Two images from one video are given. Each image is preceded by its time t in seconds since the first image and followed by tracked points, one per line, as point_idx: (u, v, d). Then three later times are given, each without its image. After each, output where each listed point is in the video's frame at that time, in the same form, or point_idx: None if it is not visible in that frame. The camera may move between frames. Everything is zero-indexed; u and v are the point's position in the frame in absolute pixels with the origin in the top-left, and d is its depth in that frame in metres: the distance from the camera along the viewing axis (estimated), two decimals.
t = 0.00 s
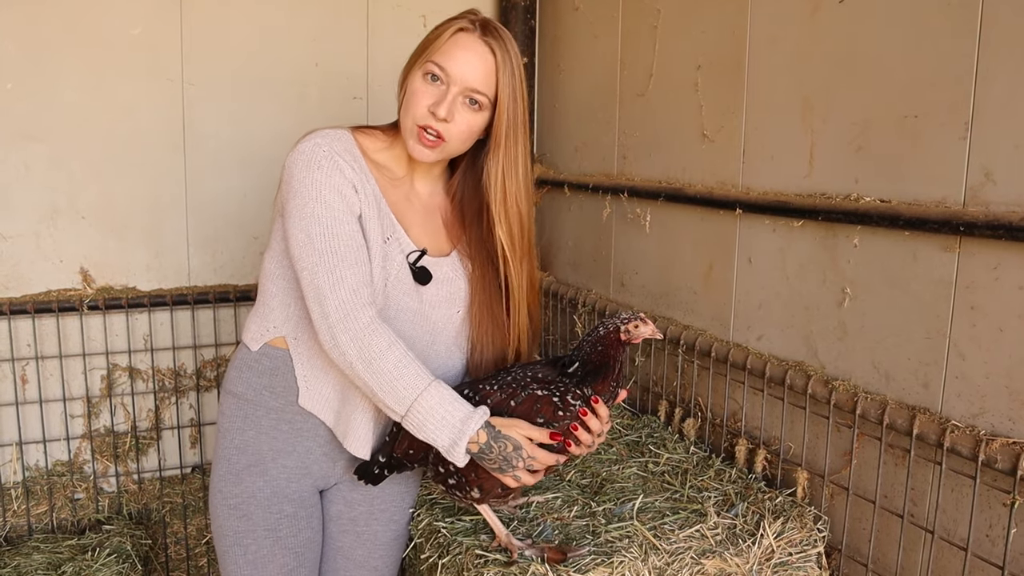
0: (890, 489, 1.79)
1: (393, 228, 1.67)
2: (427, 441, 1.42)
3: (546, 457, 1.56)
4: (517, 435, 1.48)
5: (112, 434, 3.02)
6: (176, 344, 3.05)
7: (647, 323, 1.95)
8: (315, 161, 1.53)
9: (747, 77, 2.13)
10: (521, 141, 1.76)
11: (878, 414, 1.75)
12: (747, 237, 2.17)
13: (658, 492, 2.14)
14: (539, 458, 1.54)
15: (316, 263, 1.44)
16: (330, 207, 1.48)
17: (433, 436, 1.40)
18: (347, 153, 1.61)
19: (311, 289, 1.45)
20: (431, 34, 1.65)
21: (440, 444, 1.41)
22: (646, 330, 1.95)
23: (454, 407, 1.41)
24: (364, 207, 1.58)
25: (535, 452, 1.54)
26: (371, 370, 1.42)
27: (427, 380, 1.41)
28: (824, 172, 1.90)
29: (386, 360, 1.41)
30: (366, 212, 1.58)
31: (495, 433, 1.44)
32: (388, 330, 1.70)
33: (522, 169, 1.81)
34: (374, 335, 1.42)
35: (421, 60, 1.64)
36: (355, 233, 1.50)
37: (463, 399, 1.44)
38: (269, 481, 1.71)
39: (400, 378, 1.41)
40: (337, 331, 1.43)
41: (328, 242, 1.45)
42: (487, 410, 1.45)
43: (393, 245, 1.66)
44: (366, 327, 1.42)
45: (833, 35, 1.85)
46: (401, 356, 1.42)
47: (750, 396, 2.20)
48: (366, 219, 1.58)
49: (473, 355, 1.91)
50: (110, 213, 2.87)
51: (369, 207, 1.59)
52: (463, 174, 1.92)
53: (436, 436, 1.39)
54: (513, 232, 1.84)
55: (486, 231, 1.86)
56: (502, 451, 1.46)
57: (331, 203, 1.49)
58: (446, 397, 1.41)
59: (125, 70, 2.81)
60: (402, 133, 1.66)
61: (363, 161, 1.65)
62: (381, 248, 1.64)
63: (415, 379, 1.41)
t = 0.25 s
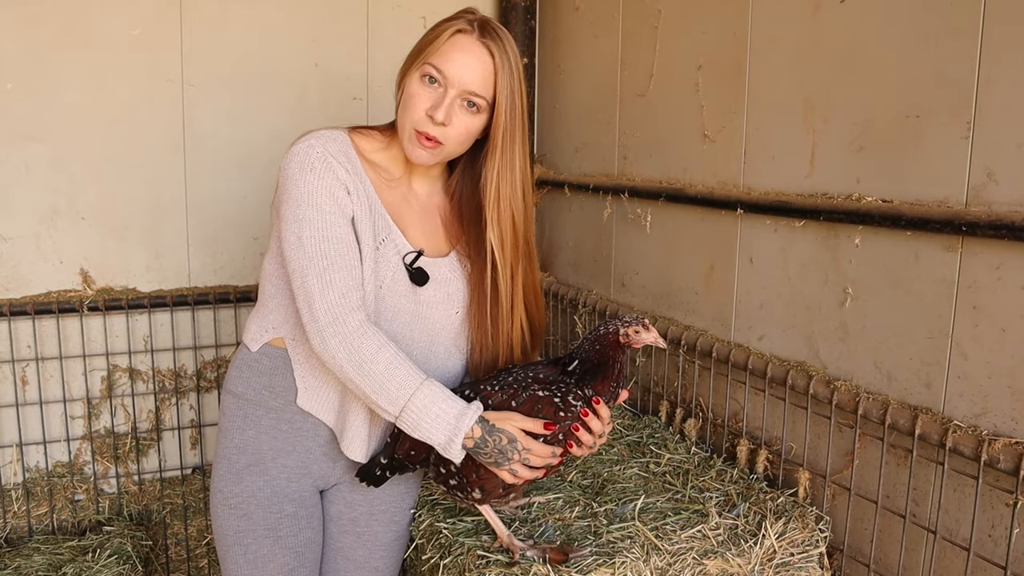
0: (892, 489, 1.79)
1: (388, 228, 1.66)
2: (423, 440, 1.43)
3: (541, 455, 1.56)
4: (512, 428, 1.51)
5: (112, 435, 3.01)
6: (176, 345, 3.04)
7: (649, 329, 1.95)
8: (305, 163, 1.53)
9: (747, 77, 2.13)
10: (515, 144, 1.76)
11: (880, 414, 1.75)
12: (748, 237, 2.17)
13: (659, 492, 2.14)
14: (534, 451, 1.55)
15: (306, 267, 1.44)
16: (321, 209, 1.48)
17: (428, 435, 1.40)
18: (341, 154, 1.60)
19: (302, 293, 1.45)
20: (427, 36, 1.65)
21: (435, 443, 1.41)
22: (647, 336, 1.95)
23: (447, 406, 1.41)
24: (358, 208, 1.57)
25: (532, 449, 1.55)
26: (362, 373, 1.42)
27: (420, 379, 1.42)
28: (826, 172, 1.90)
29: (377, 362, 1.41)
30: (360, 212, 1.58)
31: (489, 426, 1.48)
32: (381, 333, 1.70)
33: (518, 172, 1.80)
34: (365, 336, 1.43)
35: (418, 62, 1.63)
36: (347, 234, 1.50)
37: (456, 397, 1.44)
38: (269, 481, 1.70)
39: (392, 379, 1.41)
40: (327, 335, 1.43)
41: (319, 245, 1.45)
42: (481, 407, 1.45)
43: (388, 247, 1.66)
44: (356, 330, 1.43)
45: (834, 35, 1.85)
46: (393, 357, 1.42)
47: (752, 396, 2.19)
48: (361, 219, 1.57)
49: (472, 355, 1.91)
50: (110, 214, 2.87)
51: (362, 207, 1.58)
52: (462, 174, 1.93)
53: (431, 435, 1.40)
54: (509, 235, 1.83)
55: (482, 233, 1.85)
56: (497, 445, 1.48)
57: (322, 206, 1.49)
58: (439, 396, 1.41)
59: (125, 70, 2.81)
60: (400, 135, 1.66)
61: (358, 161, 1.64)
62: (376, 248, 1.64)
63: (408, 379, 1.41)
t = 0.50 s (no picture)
0: (894, 488, 1.79)
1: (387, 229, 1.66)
2: (418, 439, 1.44)
3: (534, 447, 1.57)
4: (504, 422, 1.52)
5: (112, 436, 3.01)
6: (176, 346, 3.03)
7: (650, 331, 1.94)
8: (301, 167, 1.52)
9: (748, 77, 2.13)
10: (512, 143, 1.76)
11: (881, 414, 1.75)
12: (749, 237, 2.17)
13: (661, 493, 2.14)
14: (526, 444, 1.55)
15: (301, 271, 1.44)
16: (317, 213, 1.48)
17: (424, 433, 1.41)
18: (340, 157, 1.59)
19: (296, 298, 1.44)
20: (425, 34, 1.64)
21: (430, 441, 1.42)
22: (649, 337, 1.93)
23: (441, 404, 1.42)
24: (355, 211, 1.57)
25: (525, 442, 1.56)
26: (353, 376, 1.42)
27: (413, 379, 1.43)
28: (827, 172, 1.90)
29: (368, 364, 1.42)
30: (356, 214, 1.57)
31: (482, 420, 1.47)
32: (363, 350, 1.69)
33: (513, 170, 1.80)
34: (356, 338, 1.43)
35: (417, 61, 1.62)
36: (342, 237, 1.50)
37: (450, 394, 1.45)
38: (271, 483, 1.70)
39: (384, 381, 1.41)
40: (318, 340, 1.43)
41: (313, 249, 1.45)
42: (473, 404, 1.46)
43: (388, 249, 1.65)
44: (348, 334, 1.43)
45: (835, 35, 1.85)
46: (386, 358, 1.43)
47: (753, 396, 2.19)
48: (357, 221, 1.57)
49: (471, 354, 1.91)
50: (109, 215, 2.87)
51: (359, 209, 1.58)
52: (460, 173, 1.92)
53: (427, 433, 1.41)
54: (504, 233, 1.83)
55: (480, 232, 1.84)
56: (490, 438, 1.48)
57: (318, 210, 1.48)
58: (431, 395, 1.42)
59: (125, 71, 2.80)
60: (399, 135, 1.65)
61: (356, 163, 1.63)
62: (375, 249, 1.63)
63: (400, 379, 1.41)
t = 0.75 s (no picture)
0: (895, 489, 1.78)
1: (375, 222, 1.68)
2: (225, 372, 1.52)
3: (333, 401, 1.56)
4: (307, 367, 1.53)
5: (111, 437, 3.00)
6: (176, 347, 3.02)
7: (651, 331, 1.88)
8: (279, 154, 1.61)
9: (748, 77, 2.13)
10: (512, 131, 1.80)
11: (882, 415, 1.75)
12: (749, 237, 2.17)
13: (661, 493, 2.14)
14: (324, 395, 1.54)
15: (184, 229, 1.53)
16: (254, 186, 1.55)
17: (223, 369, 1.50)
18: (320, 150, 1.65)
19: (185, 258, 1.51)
20: (423, 26, 1.66)
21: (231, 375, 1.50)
22: (650, 337, 1.88)
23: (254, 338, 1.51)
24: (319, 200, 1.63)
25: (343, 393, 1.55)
26: (195, 320, 1.50)
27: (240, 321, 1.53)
28: (827, 172, 1.90)
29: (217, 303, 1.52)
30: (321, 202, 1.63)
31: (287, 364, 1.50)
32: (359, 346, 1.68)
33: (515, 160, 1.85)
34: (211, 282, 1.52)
35: (416, 51, 1.65)
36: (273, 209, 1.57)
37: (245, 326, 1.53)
38: (287, 483, 1.70)
39: (224, 321, 1.50)
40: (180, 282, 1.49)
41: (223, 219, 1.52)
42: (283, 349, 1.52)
43: (378, 242, 1.67)
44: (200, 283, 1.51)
45: (835, 35, 1.85)
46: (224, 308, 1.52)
47: (753, 397, 2.19)
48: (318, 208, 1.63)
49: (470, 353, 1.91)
50: (109, 215, 2.86)
51: (328, 197, 1.64)
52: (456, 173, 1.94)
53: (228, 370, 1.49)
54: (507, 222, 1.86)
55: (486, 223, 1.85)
56: (290, 383, 1.49)
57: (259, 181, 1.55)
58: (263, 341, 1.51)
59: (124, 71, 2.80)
60: (401, 126, 1.66)
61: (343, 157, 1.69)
62: (362, 241, 1.66)
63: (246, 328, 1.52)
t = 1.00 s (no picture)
0: (895, 489, 1.78)
1: (333, 217, 1.67)
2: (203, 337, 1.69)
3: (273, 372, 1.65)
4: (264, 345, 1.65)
5: (111, 438, 2.99)
6: (176, 347, 3.02)
7: (652, 331, 1.88)
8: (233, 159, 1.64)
9: (749, 77, 2.13)
10: (491, 112, 1.85)
11: (883, 415, 1.75)
12: (750, 238, 2.17)
13: (662, 494, 2.13)
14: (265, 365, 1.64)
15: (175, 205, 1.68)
16: (222, 192, 1.62)
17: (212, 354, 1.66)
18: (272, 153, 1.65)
19: (168, 251, 1.64)
20: (396, 11, 1.69)
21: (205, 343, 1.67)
22: (650, 337, 1.88)
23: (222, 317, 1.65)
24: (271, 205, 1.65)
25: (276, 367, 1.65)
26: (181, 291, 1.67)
27: (229, 315, 1.66)
28: (828, 172, 1.90)
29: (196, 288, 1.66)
30: (275, 207, 1.65)
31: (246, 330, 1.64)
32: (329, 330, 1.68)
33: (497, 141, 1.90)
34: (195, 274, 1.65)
35: (392, 30, 1.66)
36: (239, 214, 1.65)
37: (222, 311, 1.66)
38: (297, 484, 1.74)
39: (201, 297, 1.66)
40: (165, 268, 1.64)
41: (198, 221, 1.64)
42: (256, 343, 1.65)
43: (338, 237, 1.66)
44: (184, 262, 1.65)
45: (836, 36, 1.85)
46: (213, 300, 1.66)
47: (754, 398, 2.19)
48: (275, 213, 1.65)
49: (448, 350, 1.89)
50: (109, 215, 2.86)
51: (281, 200, 1.65)
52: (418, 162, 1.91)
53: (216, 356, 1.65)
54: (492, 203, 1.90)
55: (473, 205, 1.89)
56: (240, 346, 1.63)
57: (219, 188, 1.62)
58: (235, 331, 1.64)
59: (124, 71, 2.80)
60: (374, 99, 1.65)
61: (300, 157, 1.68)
62: (320, 236, 1.65)
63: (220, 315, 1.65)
